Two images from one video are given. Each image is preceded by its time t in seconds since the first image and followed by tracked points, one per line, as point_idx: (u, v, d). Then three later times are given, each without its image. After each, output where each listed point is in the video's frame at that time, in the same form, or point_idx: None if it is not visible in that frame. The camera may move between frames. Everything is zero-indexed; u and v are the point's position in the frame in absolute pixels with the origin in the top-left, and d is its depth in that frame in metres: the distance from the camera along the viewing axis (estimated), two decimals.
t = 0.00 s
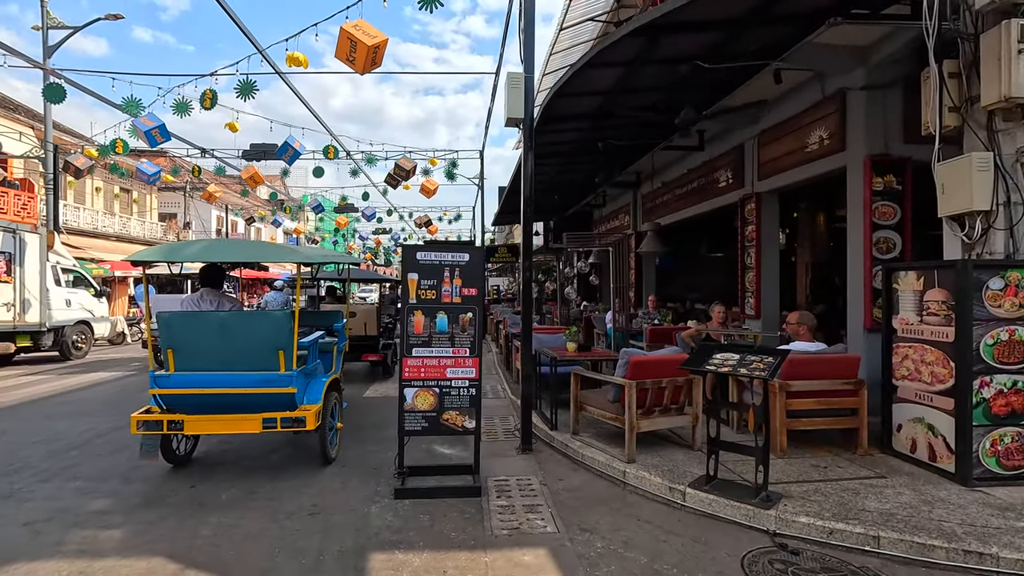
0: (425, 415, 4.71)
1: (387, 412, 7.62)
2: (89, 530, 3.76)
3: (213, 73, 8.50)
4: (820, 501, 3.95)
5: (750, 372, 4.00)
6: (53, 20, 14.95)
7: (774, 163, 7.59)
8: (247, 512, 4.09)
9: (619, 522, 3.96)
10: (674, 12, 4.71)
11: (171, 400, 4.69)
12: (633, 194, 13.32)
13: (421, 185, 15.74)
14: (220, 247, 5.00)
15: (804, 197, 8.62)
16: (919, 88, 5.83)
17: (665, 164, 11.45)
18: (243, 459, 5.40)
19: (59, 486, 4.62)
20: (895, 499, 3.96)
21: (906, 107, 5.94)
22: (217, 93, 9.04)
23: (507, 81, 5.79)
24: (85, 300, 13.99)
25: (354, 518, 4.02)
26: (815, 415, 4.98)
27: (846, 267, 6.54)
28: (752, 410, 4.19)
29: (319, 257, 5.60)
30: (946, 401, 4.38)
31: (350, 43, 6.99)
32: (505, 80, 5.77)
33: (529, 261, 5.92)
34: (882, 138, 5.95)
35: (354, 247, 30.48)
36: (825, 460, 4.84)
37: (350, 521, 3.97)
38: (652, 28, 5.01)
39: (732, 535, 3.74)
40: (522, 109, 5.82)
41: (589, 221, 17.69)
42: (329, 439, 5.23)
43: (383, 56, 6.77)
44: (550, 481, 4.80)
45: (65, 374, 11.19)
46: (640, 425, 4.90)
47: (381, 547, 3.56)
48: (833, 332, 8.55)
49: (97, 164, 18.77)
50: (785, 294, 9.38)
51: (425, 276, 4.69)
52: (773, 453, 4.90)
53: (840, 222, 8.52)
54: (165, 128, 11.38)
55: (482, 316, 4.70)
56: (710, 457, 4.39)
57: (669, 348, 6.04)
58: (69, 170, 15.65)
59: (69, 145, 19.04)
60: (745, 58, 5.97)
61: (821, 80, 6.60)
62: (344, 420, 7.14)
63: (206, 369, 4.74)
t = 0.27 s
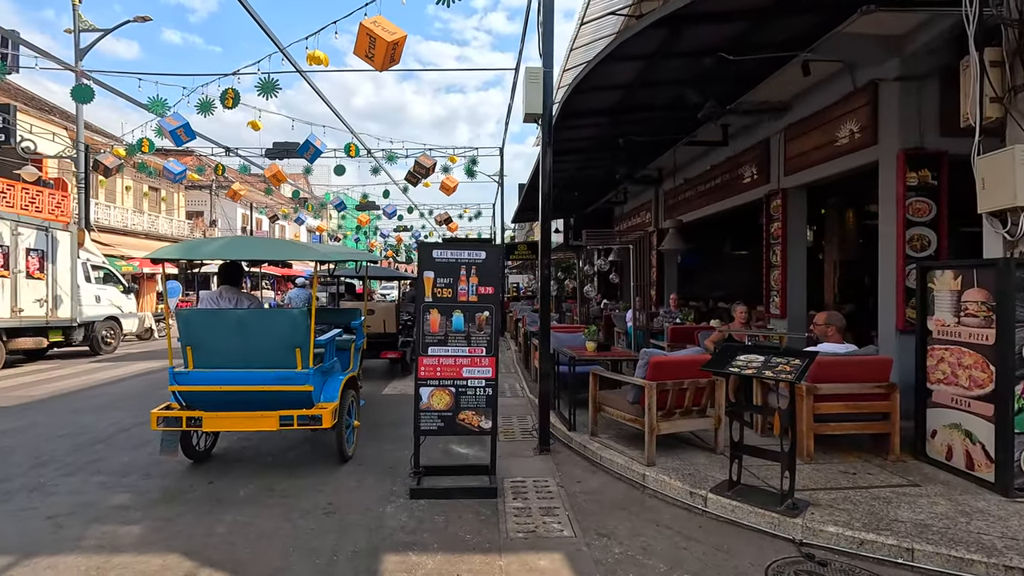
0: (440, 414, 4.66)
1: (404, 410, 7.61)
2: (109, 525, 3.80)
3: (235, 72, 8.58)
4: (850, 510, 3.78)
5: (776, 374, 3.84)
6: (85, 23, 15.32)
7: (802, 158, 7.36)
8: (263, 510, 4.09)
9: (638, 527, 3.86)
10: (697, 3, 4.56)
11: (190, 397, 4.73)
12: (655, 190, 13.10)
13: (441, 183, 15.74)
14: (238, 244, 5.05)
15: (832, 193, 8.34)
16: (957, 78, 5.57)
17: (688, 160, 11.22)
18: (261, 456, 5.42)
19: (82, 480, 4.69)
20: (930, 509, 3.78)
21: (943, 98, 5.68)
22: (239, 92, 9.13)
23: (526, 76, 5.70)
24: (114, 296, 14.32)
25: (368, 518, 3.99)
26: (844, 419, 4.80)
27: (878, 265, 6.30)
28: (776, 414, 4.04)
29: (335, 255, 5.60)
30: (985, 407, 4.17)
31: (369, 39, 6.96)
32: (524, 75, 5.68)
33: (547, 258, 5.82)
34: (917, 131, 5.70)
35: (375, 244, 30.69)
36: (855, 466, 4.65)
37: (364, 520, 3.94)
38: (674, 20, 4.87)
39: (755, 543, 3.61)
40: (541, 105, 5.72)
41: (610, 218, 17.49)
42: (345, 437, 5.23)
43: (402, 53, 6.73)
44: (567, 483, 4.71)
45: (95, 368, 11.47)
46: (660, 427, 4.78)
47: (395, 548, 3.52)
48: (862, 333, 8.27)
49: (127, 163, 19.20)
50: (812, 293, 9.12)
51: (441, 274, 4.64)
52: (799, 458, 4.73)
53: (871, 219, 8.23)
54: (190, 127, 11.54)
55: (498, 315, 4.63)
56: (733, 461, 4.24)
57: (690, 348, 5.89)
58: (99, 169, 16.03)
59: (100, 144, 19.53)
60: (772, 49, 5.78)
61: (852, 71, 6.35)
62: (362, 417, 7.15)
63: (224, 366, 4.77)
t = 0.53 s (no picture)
0: (449, 410, 4.66)
1: (416, 406, 7.64)
2: (123, 515, 3.88)
3: (254, 72, 8.70)
4: (865, 512, 3.69)
5: (789, 372, 3.76)
6: (110, 26, 15.68)
7: (820, 153, 7.20)
8: (273, 503, 4.15)
9: (645, 525, 3.82)
10: None
11: (203, 391, 4.81)
12: (671, 187, 12.96)
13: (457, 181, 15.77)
14: (249, 241, 5.14)
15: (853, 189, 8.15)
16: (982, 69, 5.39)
17: (704, 156, 11.08)
18: (274, 450, 5.49)
19: (100, 471, 4.80)
20: (948, 512, 3.67)
21: (966, 90, 5.51)
22: (261, 92, 9.27)
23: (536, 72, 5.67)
24: (137, 293, 14.64)
25: (375, 512, 4.01)
26: (860, 419, 4.68)
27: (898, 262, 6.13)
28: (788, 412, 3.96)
29: (346, 251, 5.64)
30: (1008, 407, 4.04)
31: (383, 37, 6.99)
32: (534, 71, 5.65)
33: (558, 255, 5.78)
34: (939, 125, 5.54)
35: (393, 243, 30.90)
36: (872, 467, 4.54)
37: (372, 515, 3.96)
38: (686, 13, 4.79)
39: (766, 544, 3.54)
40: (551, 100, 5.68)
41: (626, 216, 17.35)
42: (356, 432, 5.26)
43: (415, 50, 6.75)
44: (576, 481, 4.68)
45: (118, 363, 11.74)
46: (670, 425, 4.72)
47: (401, 542, 3.53)
48: (883, 331, 8.07)
49: (150, 163, 19.62)
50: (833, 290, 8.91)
51: (449, 271, 4.64)
52: (814, 458, 4.63)
53: (893, 215, 8.02)
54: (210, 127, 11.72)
55: (507, 311, 4.62)
56: (744, 461, 4.17)
57: (703, 346, 5.80)
58: (123, 169, 16.40)
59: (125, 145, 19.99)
60: (788, 42, 5.66)
61: (873, 64, 6.20)
62: (375, 413, 7.20)
63: (236, 361, 4.84)
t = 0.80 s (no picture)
0: (458, 408, 4.66)
1: (428, 404, 7.66)
2: (137, 508, 3.94)
3: (269, 72, 8.79)
4: (881, 514, 3.61)
5: (802, 371, 3.69)
6: (131, 30, 15.98)
7: (838, 149, 7.07)
8: (283, 498, 4.18)
9: (655, 525, 3.78)
10: None
11: (217, 386, 4.87)
12: (686, 186, 12.83)
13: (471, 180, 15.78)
14: (262, 239, 5.19)
15: (872, 186, 7.99)
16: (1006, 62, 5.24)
17: (719, 154, 10.94)
18: (286, 445, 5.54)
19: (116, 465, 4.88)
20: (968, 516, 3.57)
21: (990, 84, 5.36)
22: (280, 92, 9.37)
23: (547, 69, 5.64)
24: (156, 292, 14.90)
25: (384, 509, 4.02)
26: (877, 420, 4.58)
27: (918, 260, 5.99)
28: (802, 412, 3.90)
29: (357, 249, 5.67)
30: None
31: (396, 36, 7.01)
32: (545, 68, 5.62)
33: (569, 253, 5.75)
34: (961, 119, 5.40)
35: (407, 243, 31.05)
36: (889, 470, 4.43)
37: (381, 511, 3.97)
38: (699, 7, 4.73)
39: (778, 546, 3.48)
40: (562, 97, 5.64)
41: (641, 215, 17.21)
42: (366, 428, 5.29)
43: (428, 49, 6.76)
44: (586, 480, 4.65)
45: (137, 360, 11.96)
46: (682, 424, 4.67)
47: (408, 539, 3.53)
48: (903, 331, 7.89)
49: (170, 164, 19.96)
50: (851, 290, 8.74)
51: (459, 268, 4.63)
52: (829, 459, 4.54)
53: (913, 213, 7.84)
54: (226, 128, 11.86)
55: (516, 308, 4.60)
56: (757, 461, 4.10)
57: (717, 345, 5.73)
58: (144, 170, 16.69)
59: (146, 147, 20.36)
60: (804, 36, 5.56)
61: (892, 58, 6.06)
62: (386, 411, 7.23)
63: (249, 357, 4.88)
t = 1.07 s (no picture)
0: (470, 410, 4.65)
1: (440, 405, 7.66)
2: (153, 508, 3.98)
3: (283, 76, 8.87)
4: (901, 523, 3.52)
5: (818, 376, 3.63)
6: (149, 34, 16.22)
7: (856, 149, 6.94)
8: (296, 500, 4.21)
9: (668, 531, 3.73)
10: None
11: (231, 388, 4.91)
12: (700, 186, 12.70)
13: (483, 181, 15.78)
14: (275, 241, 5.22)
15: (891, 186, 7.85)
16: None
17: (734, 155, 10.81)
18: (299, 447, 5.58)
19: (133, 465, 4.95)
20: (992, 526, 3.47)
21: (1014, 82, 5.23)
22: (293, 95, 9.44)
23: (559, 70, 5.61)
24: (173, 293, 15.11)
25: (396, 512, 4.02)
26: (897, 426, 4.49)
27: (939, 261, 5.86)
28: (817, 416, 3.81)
29: (368, 251, 5.70)
30: None
31: (409, 40, 7.02)
32: (557, 69, 5.59)
33: (581, 255, 5.71)
34: (984, 118, 5.27)
35: (420, 243, 31.16)
36: (909, 477, 4.34)
37: (392, 514, 3.98)
38: (713, 6, 4.67)
39: (794, 554, 3.42)
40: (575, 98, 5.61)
41: (654, 215, 17.09)
42: (378, 430, 5.30)
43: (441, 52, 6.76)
44: (598, 484, 4.61)
45: (155, 360, 12.13)
46: (696, 429, 4.61)
47: (419, 542, 3.53)
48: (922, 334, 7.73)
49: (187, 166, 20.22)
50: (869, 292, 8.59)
51: (470, 270, 4.62)
52: (847, 466, 4.46)
53: (934, 213, 7.68)
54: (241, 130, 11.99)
55: (528, 311, 4.58)
56: (772, 467, 4.03)
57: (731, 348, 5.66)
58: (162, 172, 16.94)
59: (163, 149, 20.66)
60: (821, 35, 5.47)
61: (912, 55, 5.94)
62: (398, 412, 7.25)
63: (262, 359, 4.92)
